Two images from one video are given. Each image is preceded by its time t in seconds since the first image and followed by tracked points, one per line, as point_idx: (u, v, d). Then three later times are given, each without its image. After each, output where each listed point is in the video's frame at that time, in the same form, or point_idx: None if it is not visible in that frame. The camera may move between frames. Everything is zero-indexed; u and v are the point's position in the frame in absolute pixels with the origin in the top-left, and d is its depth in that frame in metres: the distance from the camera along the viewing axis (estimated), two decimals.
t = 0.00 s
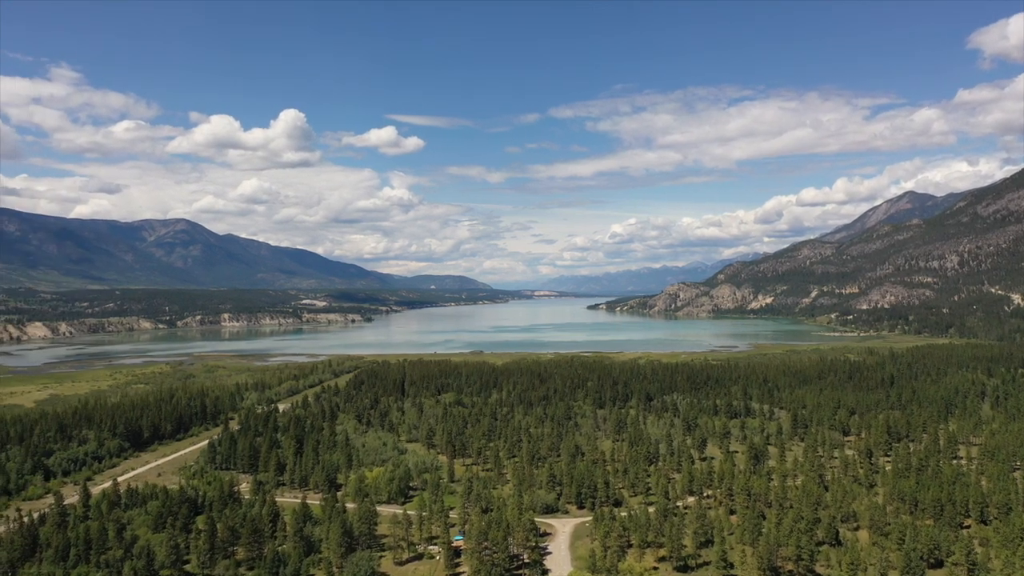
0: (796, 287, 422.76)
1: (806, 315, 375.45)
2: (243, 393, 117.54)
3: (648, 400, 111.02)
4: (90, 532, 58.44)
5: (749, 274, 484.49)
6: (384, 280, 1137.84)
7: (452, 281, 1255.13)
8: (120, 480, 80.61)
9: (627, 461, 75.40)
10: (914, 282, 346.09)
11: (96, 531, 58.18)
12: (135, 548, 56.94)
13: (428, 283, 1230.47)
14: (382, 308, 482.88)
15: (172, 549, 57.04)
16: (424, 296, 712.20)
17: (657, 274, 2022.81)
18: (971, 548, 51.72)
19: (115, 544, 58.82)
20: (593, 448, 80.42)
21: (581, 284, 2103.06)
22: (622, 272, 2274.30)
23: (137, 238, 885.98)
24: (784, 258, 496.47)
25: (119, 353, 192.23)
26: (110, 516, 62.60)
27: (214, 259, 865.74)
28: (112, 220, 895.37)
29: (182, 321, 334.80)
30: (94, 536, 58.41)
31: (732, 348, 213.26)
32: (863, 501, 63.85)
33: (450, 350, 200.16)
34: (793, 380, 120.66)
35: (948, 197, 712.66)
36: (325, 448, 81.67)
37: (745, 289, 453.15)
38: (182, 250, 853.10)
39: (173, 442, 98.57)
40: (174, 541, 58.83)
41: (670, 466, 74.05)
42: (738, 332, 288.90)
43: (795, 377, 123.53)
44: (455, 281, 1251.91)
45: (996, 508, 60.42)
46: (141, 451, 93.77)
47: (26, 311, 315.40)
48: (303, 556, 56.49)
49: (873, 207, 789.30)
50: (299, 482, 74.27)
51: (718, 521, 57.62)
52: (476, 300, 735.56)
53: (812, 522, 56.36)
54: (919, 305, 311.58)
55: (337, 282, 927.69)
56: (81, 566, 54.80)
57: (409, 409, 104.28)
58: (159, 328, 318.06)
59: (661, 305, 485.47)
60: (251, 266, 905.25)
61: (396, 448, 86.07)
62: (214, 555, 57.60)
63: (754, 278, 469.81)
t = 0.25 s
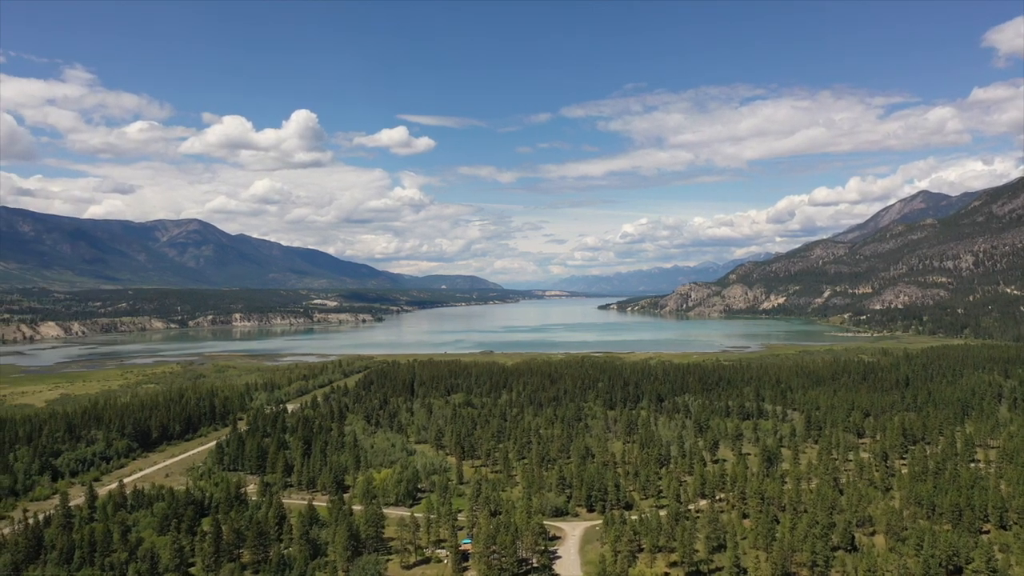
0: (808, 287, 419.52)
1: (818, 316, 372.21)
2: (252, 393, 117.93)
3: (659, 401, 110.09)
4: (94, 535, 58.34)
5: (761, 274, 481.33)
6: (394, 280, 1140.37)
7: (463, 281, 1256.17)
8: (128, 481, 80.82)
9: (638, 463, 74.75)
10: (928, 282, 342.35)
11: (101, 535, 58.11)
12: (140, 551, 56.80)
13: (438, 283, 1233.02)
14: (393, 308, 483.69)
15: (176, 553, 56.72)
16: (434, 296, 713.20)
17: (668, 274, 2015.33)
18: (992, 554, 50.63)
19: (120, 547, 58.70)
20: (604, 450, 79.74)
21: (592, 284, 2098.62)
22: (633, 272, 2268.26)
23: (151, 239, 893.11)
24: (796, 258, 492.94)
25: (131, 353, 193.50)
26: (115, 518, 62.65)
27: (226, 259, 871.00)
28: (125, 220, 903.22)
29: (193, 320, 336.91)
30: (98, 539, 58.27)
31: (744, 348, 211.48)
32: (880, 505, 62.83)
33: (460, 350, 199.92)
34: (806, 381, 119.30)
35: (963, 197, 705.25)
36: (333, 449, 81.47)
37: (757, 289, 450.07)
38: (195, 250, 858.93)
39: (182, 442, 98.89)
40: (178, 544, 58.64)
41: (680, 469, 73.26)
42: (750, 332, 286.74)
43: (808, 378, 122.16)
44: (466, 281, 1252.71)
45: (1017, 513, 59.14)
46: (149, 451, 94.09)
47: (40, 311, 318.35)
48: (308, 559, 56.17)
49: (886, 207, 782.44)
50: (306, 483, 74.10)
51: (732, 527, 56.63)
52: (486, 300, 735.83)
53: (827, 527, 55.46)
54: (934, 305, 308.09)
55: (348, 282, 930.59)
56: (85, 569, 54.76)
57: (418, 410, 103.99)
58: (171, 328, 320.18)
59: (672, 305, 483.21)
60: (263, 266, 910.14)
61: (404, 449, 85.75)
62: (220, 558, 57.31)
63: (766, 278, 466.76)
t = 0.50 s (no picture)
0: (812, 286, 418.30)
1: (822, 315, 370.88)
2: (253, 392, 117.72)
3: (663, 401, 109.36)
4: (89, 537, 57.94)
5: (764, 273, 480.00)
6: (397, 279, 1140.57)
7: (466, 280, 1256.15)
8: (126, 481, 80.46)
9: (641, 464, 74.22)
10: (932, 281, 340.89)
11: (95, 536, 57.68)
12: (135, 554, 56.44)
13: (441, 282, 1233.34)
14: (395, 307, 483.40)
15: (171, 556, 56.38)
16: (437, 295, 712.81)
17: (671, 273, 2012.61)
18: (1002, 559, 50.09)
19: (115, 549, 58.32)
20: (607, 450, 79.25)
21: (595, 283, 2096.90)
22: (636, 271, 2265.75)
23: (154, 238, 894.64)
24: (800, 257, 491.65)
25: (133, 352, 193.49)
26: (111, 519, 62.41)
27: (229, 258, 872.05)
28: (129, 219, 905.23)
29: (196, 319, 337.06)
30: (92, 541, 57.82)
31: (748, 347, 210.66)
32: (887, 507, 62.24)
33: (463, 349, 199.47)
34: (811, 381, 118.55)
35: (967, 196, 702.66)
36: (333, 449, 81.14)
37: (760, 288, 448.80)
38: (198, 249, 860.14)
39: (181, 442, 98.67)
40: (175, 546, 58.38)
41: (684, 471, 72.71)
42: (753, 332, 285.70)
43: (813, 377, 121.40)
44: (469, 280, 1252.55)
45: None
46: (149, 451, 93.86)
47: (44, 310, 318.87)
48: (305, 561, 55.79)
49: (891, 206, 779.93)
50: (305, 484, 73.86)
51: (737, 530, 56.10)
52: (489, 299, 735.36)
53: (834, 530, 54.92)
54: (939, 304, 306.74)
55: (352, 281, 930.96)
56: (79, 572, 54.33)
57: (420, 410, 103.51)
58: (173, 327, 320.44)
59: (675, 304, 482.03)
60: (266, 265, 911.19)
61: (405, 449, 85.34)
62: (217, 560, 56.97)
63: (769, 277, 465.39)
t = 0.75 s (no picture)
0: (812, 284, 417.56)
1: (822, 313, 370.04)
2: (249, 392, 117.02)
3: (663, 401, 108.62)
4: (76, 542, 57.07)
5: (764, 271, 479.22)
6: (396, 277, 1139.54)
7: (465, 278, 1255.71)
8: (118, 484, 79.63)
9: (642, 466, 73.47)
10: (932, 280, 340.12)
11: (82, 541, 56.82)
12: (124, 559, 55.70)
13: (440, 281, 1232.19)
14: (394, 306, 482.37)
15: (160, 561, 55.58)
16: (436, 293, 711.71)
17: (671, 272, 2012.12)
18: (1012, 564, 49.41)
19: (103, 555, 57.49)
20: (607, 452, 78.47)
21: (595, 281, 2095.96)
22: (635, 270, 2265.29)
23: (153, 236, 893.30)
24: (800, 255, 491.04)
25: (129, 352, 192.64)
26: (99, 524, 61.55)
27: (228, 256, 870.96)
28: (128, 218, 903.80)
29: (194, 318, 336.18)
30: (79, 546, 56.93)
31: (749, 346, 209.90)
32: (893, 511, 61.66)
33: (461, 348, 198.55)
34: (812, 380, 117.70)
35: (967, 194, 701.96)
36: (329, 450, 80.33)
37: (760, 287, 448.00)
38: (197, 248, 859.04)
39: (175, 443, 97.91)
40: (164, 552, 57.37)
41: (684, 473, 71.94)
42: (753, 331, 284.89)
43: (815, 377, 120.57)
44: (468, 279, 1251.98)
45: None
46: (142, 452, 93.06)
47: (41, 309, 317.85)
48: (298, 566, 55.02)
49: (890, 205, 779.15)
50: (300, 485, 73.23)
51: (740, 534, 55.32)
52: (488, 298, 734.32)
53: (839, 534, 54.19)
54: (939, 303, 306.01)
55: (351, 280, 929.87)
56: None
57: (417, 410, 102.68)
58: (171, 326, 319.62)
59: (675, 303, 481.13)
60: (265, 263, 910.10)
61: (401, 451, 84.50)
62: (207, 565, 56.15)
63: (769, 276, 464.51)
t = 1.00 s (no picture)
0: (807, 281, 417.62)
1: (818, 310, 370.03)
2: (240, 391, 116.16)
3: (659, 399, 107.92)
4: (54, 549, 56.15)
5: (760, 268, 479.21)
6: (392, 274, 1137.28)
7: (460, 275, 1254.21)
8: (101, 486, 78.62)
9: (638, 467, 72.78)
10: (928, 276, 340.27)
11: (59, 548, 55.91)
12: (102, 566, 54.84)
13: (435, 278, 1230.77)
14: (389, 302, 481.10)
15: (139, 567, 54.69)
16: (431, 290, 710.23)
17: (667, 269, 2013.42)
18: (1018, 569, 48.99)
19: (81, 562, 56.53)
20: (603, 452, 77.81)
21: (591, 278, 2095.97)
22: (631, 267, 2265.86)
23: (147, 233, 889.23)
24: (795, 252, 491.14)
25: (120, 349, 191.29)
26: (78, 530, 60.65)
27: (223, 253, 867.84)
28: (122, 214, 899.74)
29: (188, 315, 334.71)
30: (56, 552, 55.99)
31: (745, 343, 209.43)
32: (896, 514, 61.26)
33: (456, 345, 197.71)
34: (810, 378, 117.01)
35: (961, 191, 703.21)
36: (318, 452, 79.48)
37: (756, 284, 447.95)
38: (191, 245, 855.73)
39: (163, 443, 96.94)
40: (144, 559, 56.40)
41: (682, 474, 71.21)
42: (749, 328, 284.61)
43: (813, 375, 119.90)
44: (464, 276, 1250.36)
45: None
46: (129, 453, 92.08)
47: (33, 306, 315.70)
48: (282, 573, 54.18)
49: (885, 202, 780.17)
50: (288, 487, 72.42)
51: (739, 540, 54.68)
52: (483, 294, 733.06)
53: (841, 539, 53.60)
54: (935, 299, 306.05)
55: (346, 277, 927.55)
56: None
57: (410, 409, 101.80)
58: (165, 323, 318.09)
59: (671, 299, 480.78)
60: (260, 260, 907.33)
61: (393, 451, 83.65)
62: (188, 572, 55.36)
63: (765, 272, 464.39)
